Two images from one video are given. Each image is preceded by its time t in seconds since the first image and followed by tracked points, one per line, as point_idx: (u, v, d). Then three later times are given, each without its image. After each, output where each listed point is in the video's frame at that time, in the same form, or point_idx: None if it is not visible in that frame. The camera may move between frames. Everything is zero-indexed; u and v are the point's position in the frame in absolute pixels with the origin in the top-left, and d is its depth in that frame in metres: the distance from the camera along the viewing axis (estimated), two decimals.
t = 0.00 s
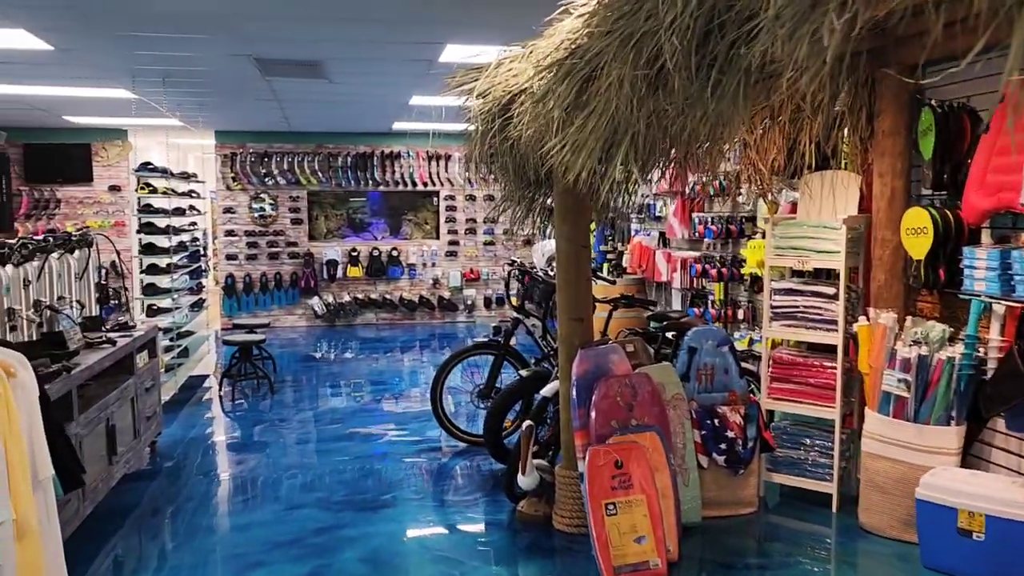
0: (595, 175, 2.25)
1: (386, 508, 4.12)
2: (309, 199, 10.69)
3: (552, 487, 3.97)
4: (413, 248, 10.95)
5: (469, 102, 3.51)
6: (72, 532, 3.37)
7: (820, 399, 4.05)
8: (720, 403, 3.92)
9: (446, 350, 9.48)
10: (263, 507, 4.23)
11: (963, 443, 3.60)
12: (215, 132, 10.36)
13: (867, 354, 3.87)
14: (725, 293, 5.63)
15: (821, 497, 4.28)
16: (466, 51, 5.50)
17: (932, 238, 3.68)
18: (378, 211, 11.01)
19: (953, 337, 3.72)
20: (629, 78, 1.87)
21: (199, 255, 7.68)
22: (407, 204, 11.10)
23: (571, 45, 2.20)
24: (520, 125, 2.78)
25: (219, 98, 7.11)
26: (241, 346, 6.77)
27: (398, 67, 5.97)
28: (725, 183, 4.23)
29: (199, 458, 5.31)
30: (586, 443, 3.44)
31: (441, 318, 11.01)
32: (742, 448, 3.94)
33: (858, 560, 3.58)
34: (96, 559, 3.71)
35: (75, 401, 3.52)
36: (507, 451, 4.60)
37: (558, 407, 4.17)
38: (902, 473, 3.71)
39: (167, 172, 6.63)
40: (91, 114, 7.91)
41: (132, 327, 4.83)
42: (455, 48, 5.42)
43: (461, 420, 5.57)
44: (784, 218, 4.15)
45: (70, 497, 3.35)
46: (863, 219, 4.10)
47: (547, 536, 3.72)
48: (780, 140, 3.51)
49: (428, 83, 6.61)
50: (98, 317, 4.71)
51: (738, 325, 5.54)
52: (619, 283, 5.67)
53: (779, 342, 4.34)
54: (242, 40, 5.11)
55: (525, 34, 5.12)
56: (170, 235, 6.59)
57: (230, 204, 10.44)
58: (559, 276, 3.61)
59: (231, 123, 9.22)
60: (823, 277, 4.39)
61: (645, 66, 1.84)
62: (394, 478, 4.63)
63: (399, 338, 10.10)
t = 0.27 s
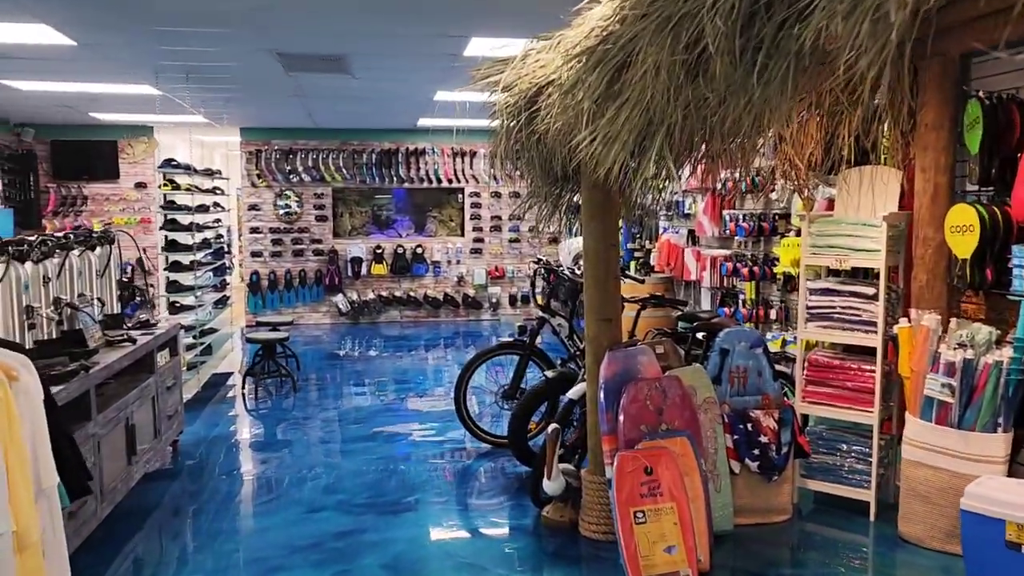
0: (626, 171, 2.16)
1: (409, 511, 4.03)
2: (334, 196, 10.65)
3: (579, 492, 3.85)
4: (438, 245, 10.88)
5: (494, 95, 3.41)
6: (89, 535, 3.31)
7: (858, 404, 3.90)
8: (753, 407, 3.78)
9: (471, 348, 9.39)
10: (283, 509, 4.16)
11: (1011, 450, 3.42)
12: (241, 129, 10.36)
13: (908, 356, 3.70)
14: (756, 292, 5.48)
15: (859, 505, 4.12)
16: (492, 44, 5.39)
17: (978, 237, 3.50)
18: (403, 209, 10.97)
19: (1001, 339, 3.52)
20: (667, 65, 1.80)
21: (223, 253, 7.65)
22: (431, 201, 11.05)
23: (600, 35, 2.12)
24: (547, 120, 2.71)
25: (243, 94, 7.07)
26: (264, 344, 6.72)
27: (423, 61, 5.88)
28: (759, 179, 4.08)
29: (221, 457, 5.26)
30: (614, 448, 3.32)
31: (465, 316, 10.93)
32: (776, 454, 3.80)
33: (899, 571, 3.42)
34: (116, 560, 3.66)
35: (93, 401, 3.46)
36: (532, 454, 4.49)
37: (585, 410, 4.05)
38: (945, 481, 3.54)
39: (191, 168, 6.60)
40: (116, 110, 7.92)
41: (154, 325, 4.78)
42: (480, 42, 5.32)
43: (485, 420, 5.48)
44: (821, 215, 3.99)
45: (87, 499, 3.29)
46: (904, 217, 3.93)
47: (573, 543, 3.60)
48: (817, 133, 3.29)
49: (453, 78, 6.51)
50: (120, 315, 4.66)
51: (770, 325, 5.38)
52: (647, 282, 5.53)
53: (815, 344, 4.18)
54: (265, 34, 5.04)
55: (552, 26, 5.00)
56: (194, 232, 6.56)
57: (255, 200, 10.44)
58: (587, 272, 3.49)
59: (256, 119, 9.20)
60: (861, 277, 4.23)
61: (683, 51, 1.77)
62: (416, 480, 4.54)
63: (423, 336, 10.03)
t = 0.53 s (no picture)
0: (651, 160, 2.04)
1: (427, 514, 3.93)
2: (358, 192, 10.60)
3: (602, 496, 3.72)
4: (463, 242, 10.79)
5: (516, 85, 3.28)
6: (101, 534, 3.25)
7: (896, 408, 3.73)
8: (785, 410, 3.63)
9: (495, 345, 9.30)
10: (300, 510, 4.08)
11: None
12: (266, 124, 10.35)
13: (949, 358, 3.52)
14: (788, 291, 5.31)
15: (895, 513, 3.95)
16: (515, 36, 5.28)
17: None
18: (428, 205, 10.92)
19: None
20: (697, 43, 1.69)
21: (247, 248, 7.63)
22: (457, 198, 10.97)
23: (625, 17, 2.00)
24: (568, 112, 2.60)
25: (267, 89, 7.03)
26: (286, 340, 6.67)
27: (446, 54, 5.78)
28: (791, 174, 3.92)
29: (240, 455, 5.20)
30: (640, 451, 3.19)
31: (490, 313, 10.84)
32: (809, 459, 3.64)
33: None
34: (131, 559, 3.59)
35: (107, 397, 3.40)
36: (555, 455, 4.37)
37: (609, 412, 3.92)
38: (989, 490, 3.37)
39: (213, 164, 6.57)
40: (141, 106, 7.93)
41: (173, 320, 4.73)
42: (503, 33, 5.21)
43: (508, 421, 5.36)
44: (857, 211, 3.82)
45: (99, 498, 3.23)
46: (946, 212, 3.75)
47: (597, 550, 3.47)
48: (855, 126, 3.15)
49: (476, 72, 6.41)
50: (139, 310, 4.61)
51: (802, 325, 5.20)
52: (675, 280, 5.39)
53: (850, 345, 4.01)
54: (285, 27, 4.97)
55: (577, 16, 4.87)
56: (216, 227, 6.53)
57: (280, 196, 10.42)
58: (611, 266, 3.37)
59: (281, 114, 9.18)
60: (899, 274, 4.06)
61: (716, 26, 1.67)
62: (436, 481, 4.44)
63: (448, 333, 9.95)
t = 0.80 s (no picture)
0: (672, 151, 1.92)
1: (444, 517, 3.82)
2: (383, 187, 10.54)
3: (625, 502, 3.59)
4: (488, 238, 10.69)
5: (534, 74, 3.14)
6: (111, 535, 3.18)
7: (934, 414, 3.55)
8: (817, 416, 3.47)
9: (520, 343, 9.18)
10: (316, 510, 4.00)
11: None
12: (292, 119, 10.32)
13: (992, 363, 3.34)
14: (820, 290, 5.14)
15: (933, 524, 3.77)
16: (539, 27, 5.15)
17: None
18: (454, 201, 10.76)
19: None
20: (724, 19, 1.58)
21: (270, 243, 7.60)
22: (483, 194, 10.77)
23: None
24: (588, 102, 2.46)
25: (290, 83, 6.98)
26: (307, 337, 6.61)
27: (469, 47, 5.67)
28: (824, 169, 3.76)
29: (259, 452, 5.15)
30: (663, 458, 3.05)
31: (516, 310, 10.73)
32: (841, 467, 3.49)
33: None
34: (144, 558, 3.54)
35: (119, 395, 3.34)
36: (576, 458, 4.26)
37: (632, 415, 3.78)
38: None
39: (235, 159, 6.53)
40: (167, 101, 7.93)
41: (191, 316, 4.68)
42: (527, 25, 5.09)
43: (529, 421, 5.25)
44: (895, 208, 3.64)
45: (109, 498, 3.16)
46: (990, 209, 3.56)
47: (619, 558, 3.34)
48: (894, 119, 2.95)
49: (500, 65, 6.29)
50: (157, 306, 4.57)
51: (836, 325, 5.02)
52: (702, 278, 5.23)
53: (886, 347, 3.84)
54: (304, 19, 4.90)
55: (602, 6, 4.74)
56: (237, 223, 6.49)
57: (305, 191, 10.40)
58: (636, 264, 3.23)
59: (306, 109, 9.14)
60: (939, 275, 3.87)
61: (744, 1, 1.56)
62: (454, 482, 4.33)
63: (473, 330, 9.86)
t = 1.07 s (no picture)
0: (698, 138, 1.77)
1: (462, 518, 3.72)
2: (408, 180, 10.46)
3: (648, 506, 3.46)
4: (513, 232, 10.57)
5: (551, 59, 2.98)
6: (122, 532, 3.12)
7: (977, 417, 3.37)
8: (851, 418, 3.32)
9: (544, 337, 9.06)
10: (332, 508, 3.92)
11: None
12: (316, 112, 10.28)
13: None
14: (854, 287, 4.91)
15: (975, 532, 3.59)
16: (562, 15, 5.02)
17: None
18: (479, 193, 10.63)
19: None
20: None
21: (292, 236, 7.56)
22: (509, 186, 10.67)
23: None
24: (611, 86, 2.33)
25: (312, 74, 6.90)
26: (328, 331, 6.55)
27: (492, 36, 5.55)
28: (859, 159, 3.59)
29: (278, 447, 5.09)
30: (688, 461, 2.92)
31: (541, 305, 10.61)
32: (877, 472, 3.32)
33: None
34: (159, 556, 3.48)
35: (130, 390, 3.27)
36: (598, 459, 4.13)
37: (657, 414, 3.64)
38: None
39: (256, 150, 6.48)
40: (190, 93, 7.91)
41: (208, 310, 4.62)
42: (550, 12, 4.95)
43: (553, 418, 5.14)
44: (936, 201, 3.46)
45: (121, 495, 3.10)
46: None
47: (642, 564, 3.22)
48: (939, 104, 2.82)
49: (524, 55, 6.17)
50: (174, 300, 4.52)
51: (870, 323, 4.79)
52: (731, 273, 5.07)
53: (925, 346, 3.67)
54: (323, 8, 4.81)
55: None
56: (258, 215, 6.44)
57: (329, 184, 10.35)
58: (661, 262, 3.09)
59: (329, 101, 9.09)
60: (981, 271, 3.69)
61: None
62: (474, 481, 4.22)
63: (497, 324, 9.75)
